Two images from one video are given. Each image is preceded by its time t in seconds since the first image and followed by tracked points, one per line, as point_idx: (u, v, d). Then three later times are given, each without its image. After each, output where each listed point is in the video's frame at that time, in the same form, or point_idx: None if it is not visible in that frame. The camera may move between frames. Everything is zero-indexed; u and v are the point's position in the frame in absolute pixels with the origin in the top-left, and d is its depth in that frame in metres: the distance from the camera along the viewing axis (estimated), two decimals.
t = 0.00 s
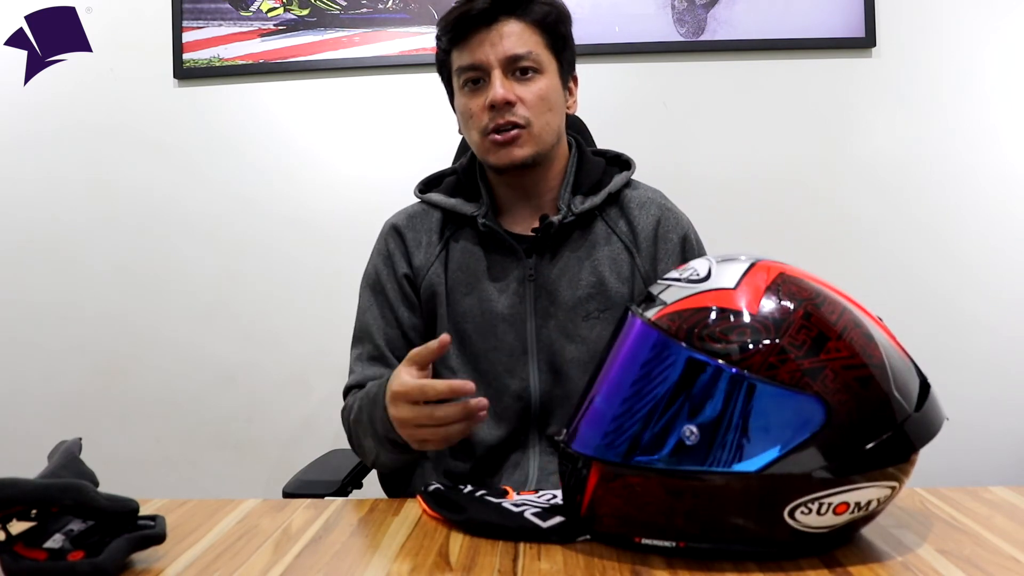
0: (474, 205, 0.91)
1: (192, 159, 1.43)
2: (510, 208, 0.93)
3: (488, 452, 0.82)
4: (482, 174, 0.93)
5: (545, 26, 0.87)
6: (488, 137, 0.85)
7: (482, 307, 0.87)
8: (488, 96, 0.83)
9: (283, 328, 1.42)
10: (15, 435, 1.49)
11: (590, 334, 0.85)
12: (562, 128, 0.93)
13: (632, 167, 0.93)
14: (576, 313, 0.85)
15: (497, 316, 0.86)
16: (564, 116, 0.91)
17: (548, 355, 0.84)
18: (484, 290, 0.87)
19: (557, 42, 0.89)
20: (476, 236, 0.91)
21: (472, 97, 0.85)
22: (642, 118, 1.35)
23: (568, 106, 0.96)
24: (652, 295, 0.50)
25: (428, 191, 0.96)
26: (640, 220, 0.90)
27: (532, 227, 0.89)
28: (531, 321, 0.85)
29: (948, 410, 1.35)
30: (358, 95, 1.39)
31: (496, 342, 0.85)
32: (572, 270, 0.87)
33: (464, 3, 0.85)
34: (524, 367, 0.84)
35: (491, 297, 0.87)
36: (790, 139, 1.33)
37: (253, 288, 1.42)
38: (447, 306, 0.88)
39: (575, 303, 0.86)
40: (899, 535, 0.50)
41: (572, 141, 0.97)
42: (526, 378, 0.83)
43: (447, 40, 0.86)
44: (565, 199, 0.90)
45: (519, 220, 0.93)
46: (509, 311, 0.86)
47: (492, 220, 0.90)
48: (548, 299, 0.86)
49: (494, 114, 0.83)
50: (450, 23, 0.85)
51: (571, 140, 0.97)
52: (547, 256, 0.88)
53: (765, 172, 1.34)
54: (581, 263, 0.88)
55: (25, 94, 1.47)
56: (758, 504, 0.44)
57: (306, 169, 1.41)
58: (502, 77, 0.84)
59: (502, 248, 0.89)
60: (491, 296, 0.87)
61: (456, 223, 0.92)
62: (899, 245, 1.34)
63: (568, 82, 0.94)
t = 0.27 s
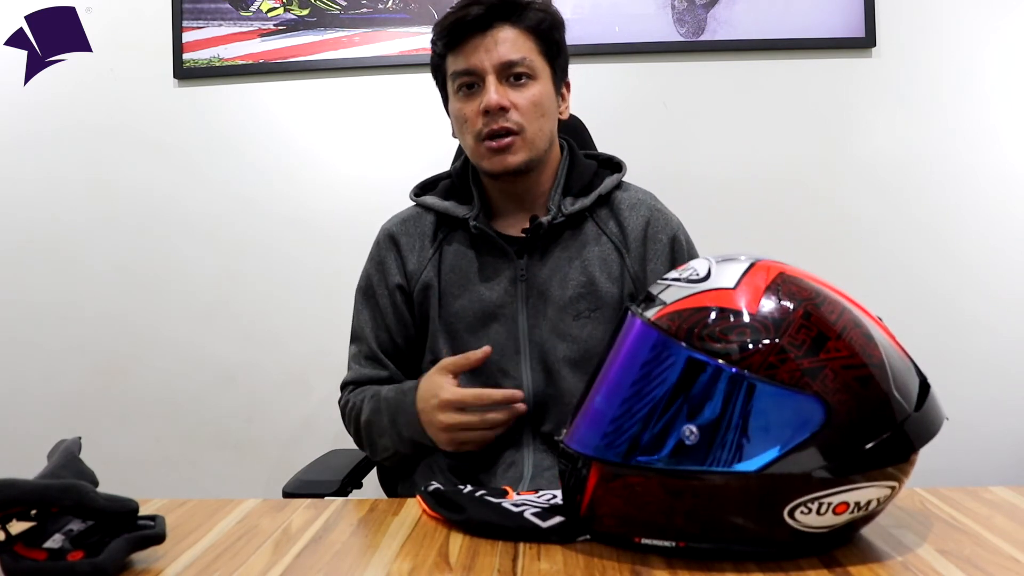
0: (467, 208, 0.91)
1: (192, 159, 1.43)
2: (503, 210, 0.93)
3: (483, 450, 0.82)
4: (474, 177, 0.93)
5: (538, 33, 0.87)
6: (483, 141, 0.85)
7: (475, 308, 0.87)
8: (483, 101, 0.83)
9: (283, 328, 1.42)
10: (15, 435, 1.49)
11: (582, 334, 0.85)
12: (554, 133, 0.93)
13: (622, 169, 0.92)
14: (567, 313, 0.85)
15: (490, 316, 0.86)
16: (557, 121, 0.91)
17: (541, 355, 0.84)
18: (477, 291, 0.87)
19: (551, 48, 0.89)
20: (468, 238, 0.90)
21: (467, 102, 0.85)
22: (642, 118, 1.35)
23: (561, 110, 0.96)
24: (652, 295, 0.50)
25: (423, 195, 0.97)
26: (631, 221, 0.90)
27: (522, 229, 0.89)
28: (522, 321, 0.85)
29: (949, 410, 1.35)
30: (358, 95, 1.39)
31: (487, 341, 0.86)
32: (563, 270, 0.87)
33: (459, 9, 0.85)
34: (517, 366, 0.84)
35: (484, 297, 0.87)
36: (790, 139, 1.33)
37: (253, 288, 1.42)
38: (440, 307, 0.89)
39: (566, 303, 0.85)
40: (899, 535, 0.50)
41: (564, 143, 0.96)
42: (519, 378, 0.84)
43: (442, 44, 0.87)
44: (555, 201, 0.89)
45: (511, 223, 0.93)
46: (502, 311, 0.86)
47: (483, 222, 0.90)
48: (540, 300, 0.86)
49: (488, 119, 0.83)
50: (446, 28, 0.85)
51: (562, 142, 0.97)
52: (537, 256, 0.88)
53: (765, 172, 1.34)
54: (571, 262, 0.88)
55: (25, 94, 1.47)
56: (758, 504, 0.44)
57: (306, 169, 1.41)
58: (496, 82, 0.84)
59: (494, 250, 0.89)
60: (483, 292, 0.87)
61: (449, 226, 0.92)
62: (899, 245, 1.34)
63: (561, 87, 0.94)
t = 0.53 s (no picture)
0: (462, 209, 0.91)
1: (192, 159, 1.43)
2: (498, 212, 0.93)
3: (481, 447, 0.83)
4: (470, 179, 0.92)
5: (531, 39, 0.87)
6: (476, 146, 0.85)
7: (470, 306, 0.87)
8: (476, 107, 0.83)
9: (283, 328, 1.42)
10: (15, 435, 1.49)
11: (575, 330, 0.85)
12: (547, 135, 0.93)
13: (614, 170, 0.92)
14: (559, 310, 0.86)
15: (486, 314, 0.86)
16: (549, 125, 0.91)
17: (536, 351, 0.85)
18: (473, 290, 0.88)
19: (543, 53, 0.89)
20: (464, 239, 0.91)
21: (460, 107, 0.86)
22: (642, 118, 1.35)
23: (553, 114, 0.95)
24: (652, 295, 0.50)
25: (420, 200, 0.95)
26: (621, 220, 0.90)
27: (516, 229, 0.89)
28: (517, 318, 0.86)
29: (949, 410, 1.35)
30: (358, 95, 1.39)
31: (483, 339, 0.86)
32: (555, 267, 0.88)
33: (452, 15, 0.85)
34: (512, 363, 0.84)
35: (479, 295, 0.88)
36: (790, 139, 1.33)
37: (253, 288, 1.42)
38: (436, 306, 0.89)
39: (559, 300, 0.86)
40: (898, 535, 0.50)
41: (557, 145, 0.96)
42: (514, 374, 0.84)
43: (436, 51, 0.87)
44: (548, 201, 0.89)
45: (505, 223, 0.93)
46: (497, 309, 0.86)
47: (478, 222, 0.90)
48: (533, 297, 0.87)
49: (481, 124, 0.83)
50: (439, 35, 0.85)
51: (555, 145, 0.96)
52: (531, 253, 0.89)
53: (766, 172, 1.34)
54: (563, 259, 0.88)
55: (25, 94, 1.47)
56: (758, 504, 0.44)
57: (306, 169, 1.41)
58: (489, 88, 0.84)
59: (489, 249, 0.89)
60: (479, 292, 0.88)
61: (445, 227, 0.92)
62: (899, 245, 1.34)
63: (554, 91, 0.93)
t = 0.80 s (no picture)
0: (461, 211, 0.91)
1: (191, 159, 1.43)
2: (497, 214, 0.93)
3: (480, 449, 0.83)
4: (468, 182, 0.92)
5: (531, 45, 0.87)
6: (476, 152, 0.85)
7: (469, 308, 0.87)
8: (476, 114, 0.83)
9: (283, 329, 1.42)
10: (15, 434, 1.49)
11: (576, 330, 0.85)
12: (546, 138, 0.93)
13: (611, 171, 0.93)
14: (559, 310, 0.85)
15: (485, 315, 0.86)
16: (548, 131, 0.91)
17: (536, 352, 0.84)
18: (472, 291, 0.88)
19: (543, 58, 0.89)
20: (463, 241, 0.91)
21: (460, 114, 0.85)
22: (642, 118, 1.35)
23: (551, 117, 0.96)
24: (652, 295, 0.50)
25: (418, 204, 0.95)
26: (619, 220, 0.90)
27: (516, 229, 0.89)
28: (517, 318, 0.85)
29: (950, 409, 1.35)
30: (358, 95, 1.39)
31: (482, 340, 0.86)
32: (555, 268, 0.88)
33: (452, 21, 0.84)
34: (512, 363, 0.84)
35: (479, 296, 0.87)
36: (790, 139, 1.33)
37: (253, 288, 1.42)
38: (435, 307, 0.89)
39: (558, 300, 0.86)
40: (898, 535, 0.50)
41: (556, 147, 0.96)
42: (515, 374, 0.83)
43: (436, 57, 0.86)
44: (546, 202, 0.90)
45: (505, 225, 0.93)
46: (496, 310, 0.86)
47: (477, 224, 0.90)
48: (533, 298, 0.87)
49: (482, 131, 0.83)
50: (438, 41, 0.84)
51: (554, 147, 0.96)
52: (530, 254, 0.89)
53: (766, 172, 1.34)
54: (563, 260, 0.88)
55: (25, 94, 1.47)
56: (758, 504, 0.44)
57: (306, 169, 1.41)
58: (489, 95, 0.84)
59: (488, 250, 0.89)
60: (478, 294, 0.87)
61: (444, 229, 0.92)
62: (899, 245, 1.34)
63: (552, 95, 0.93)
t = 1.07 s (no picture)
0: (461, 213, 0.91)
1: (191, 159, 1.43)
2: (498, 216, 0.93)
3: (480, 449, 0.83)
4: (468, 184, 0.92)
5: (533, 50, 0.86)
6: (478, 161, 0.85)
7: (470, 311, 0.87)
8: (478, 124, 0.83)
9: (283, 329, 1.42)
10: (15, 434, 1.49)
11: (577, 334, 0.85)
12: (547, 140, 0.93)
13: (613, 173, 0.93)
14: (561, 313, 0.85)
15: (486, 319, 0.86)
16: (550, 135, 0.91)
17: (537, 355, 0.84)
18: (472, 294, 0.87)
19: (545, 62, 0.88)
20: (463, 243, 0.90)
21: (462, 122, 0.85)
22: (642, 118, 1.35)
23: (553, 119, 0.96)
24: (652, 295, 0.50)
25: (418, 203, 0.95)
26: (622, 223, 0.90)
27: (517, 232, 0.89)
28: (517, 321, 0.85)
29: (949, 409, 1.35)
30: (358, 95, 1.39)
31: (483, 344, 0.86)
32: (556, 271, 0.88)
33: (453, 26, 0.83)
34: (512, 366, 0.84)
35: (479, 299, 0.87)
36: (790, 139, 1.33)
37: (253, 288, 1.42)
38: (436, 310, 0.89)
39: (560, 303, 0.86)
40: (898, 535, 0.50)
41: (557, 148, 0.96)
42: (515, 377, 0.83)
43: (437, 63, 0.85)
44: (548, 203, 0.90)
45: (507, 227, 0.93)
46: (497, 314, 0.86)
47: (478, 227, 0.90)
48: (534, 301, 0.86)
49: (484, 141, 0.84)
50: (440, 47, 0.83)
51: (556, 147, 0.96)
52: (532, 257, 0.88)
53: (766, 172, 1.34)
54: (564, 262, 0.88)
55: (25, 94, 1.47)
56: (758, 504, 0.44)
57: (306, 169, 1.41)
58: (492, 105, 0.84)
59: (488, 253, 0.89)
60: (478, 296, 0.87)
61: (444, 231, 0.92)
62: (899, 245, 1.34)
63: (555, 96, 0.93)
